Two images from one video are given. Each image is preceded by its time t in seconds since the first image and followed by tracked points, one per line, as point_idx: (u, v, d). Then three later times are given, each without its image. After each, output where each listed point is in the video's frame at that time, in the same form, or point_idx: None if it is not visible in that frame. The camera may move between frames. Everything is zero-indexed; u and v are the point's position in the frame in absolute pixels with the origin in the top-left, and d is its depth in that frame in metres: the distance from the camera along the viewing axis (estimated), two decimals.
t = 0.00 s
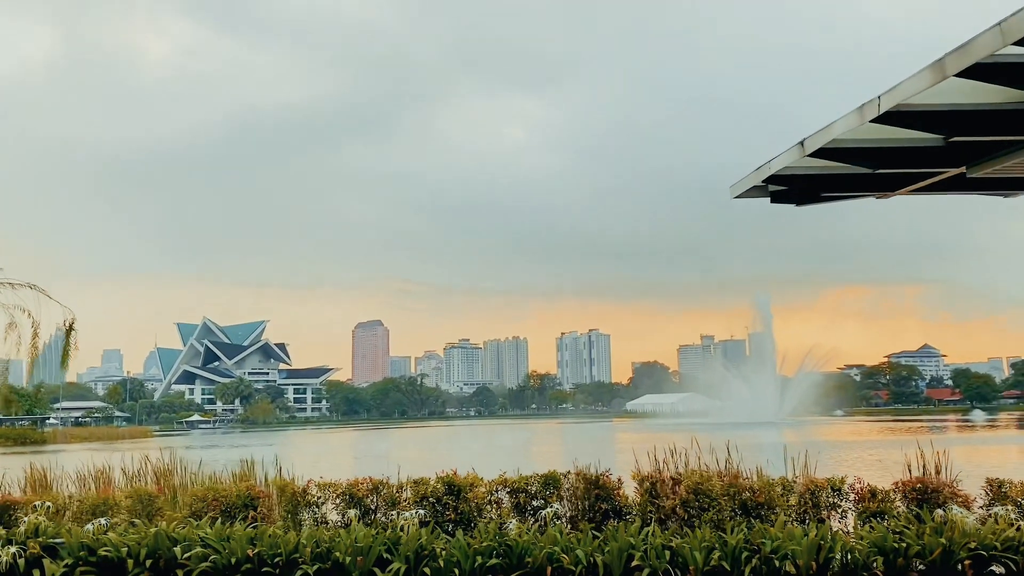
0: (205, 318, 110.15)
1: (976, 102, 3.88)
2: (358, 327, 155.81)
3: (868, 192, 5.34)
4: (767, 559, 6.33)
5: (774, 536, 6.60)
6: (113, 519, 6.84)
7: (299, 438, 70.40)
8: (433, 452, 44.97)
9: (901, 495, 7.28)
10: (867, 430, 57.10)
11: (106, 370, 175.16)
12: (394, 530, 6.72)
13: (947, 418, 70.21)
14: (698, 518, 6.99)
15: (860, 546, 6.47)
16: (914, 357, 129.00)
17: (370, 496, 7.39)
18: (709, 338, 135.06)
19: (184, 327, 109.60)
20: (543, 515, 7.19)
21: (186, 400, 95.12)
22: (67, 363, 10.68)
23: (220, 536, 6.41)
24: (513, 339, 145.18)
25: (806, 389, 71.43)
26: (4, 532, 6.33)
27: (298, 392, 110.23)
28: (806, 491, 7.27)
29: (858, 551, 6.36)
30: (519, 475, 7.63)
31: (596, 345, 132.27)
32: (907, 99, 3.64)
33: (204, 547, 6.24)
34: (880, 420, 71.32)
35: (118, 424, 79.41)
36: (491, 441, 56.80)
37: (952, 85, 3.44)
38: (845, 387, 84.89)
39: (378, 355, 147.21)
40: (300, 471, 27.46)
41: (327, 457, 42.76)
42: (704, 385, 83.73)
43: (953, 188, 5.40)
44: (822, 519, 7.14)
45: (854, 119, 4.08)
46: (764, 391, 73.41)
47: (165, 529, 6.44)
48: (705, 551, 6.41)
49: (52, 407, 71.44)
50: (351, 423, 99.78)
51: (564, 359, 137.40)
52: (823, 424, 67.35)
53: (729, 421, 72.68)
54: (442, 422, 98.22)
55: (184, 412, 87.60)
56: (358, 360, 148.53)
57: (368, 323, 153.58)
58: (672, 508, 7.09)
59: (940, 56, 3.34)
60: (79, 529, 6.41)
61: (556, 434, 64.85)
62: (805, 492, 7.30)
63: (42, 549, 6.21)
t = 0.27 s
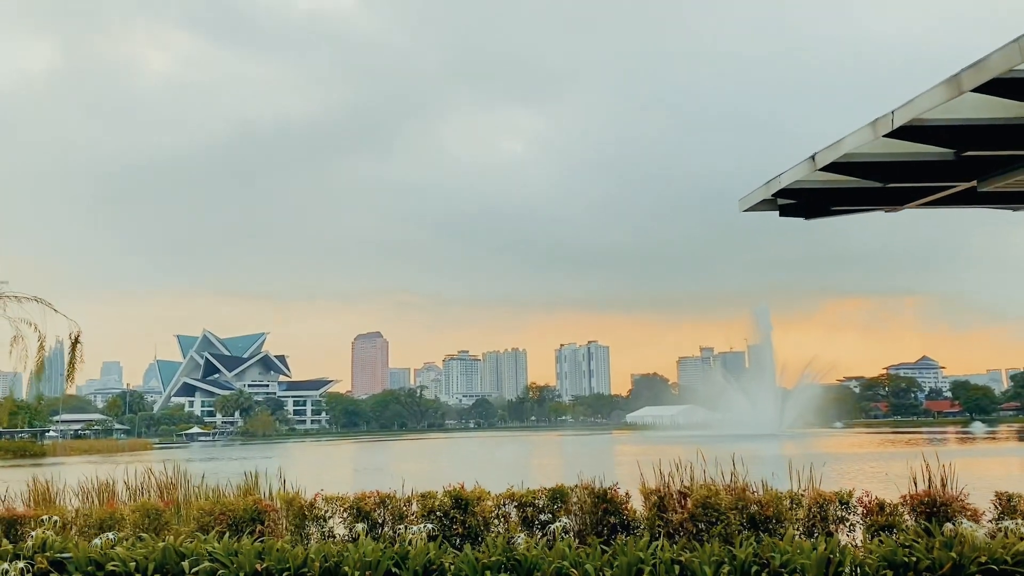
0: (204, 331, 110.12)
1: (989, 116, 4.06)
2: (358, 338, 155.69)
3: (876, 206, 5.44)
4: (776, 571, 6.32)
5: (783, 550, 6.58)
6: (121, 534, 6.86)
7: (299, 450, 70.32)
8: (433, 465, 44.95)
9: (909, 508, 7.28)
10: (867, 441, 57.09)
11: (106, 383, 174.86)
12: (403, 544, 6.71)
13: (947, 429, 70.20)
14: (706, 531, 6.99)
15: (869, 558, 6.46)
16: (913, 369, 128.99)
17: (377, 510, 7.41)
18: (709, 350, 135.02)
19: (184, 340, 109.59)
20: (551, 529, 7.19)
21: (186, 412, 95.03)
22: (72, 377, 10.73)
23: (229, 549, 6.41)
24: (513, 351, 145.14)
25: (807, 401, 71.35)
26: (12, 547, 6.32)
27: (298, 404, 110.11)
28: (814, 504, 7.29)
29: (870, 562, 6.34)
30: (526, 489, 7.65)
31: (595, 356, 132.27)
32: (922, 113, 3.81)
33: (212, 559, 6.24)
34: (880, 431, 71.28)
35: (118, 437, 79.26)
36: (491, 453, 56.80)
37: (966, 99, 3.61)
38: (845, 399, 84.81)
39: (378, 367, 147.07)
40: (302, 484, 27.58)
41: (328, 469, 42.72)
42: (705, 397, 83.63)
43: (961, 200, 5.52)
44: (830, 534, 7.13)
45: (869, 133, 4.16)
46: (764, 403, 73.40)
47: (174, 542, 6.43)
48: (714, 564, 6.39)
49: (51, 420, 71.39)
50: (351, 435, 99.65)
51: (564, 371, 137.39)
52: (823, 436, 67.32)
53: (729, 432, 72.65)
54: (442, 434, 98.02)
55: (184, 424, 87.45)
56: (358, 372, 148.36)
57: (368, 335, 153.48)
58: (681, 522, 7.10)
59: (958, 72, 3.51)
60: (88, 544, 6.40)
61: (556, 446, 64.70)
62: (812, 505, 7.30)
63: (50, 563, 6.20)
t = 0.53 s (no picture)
0: (206, 345, 110.06)
1: (1000, 132, 4.18)
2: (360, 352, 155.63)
3: (886, 222, 5.46)
4: None
5: (795, 565, 6.53)
6: (126, 551, 6.84)
7: (301, 464, 70.14)
8: (435, 480, 44.79)
9: (919, 525, 7.22)
10: (872, 456, 56.85)
11: (108, 396, 174.75)
12: (409, 560, 6.69)
13: (952, 444, 69.86)
14: (714, 547, 6.95)
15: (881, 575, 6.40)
16: (917, 383, 128.57)
17: (382, 526, 7.39)
18: (712, 364, 134.80)
19: (186, 353, 109.56)
20: (558, 546, 7.18)
21: (187, 426, 94.90)
22: (78, 393, 10.73)
23: (236, 565, 6.38)
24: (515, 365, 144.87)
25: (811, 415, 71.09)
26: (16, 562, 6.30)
27: (299, 419, 109.88)
28: (823, 520, 7.22)
29: None
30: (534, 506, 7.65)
31: (598, 370, 132.05)
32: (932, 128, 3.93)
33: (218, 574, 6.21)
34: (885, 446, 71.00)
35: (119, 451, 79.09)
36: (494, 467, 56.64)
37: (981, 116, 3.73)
38: (850, 413, 84.51)
39: (380, 381, 146.89)
40: (307, 499, 27.49)
41: (330, 483, 42.58)
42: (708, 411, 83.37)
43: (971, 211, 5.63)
44: (840, 550, 7.09)
45: (880, 148, 4.30)
46: (767, 417, 73.12)
47: (179, 558, 6.40)
48: None
49: (52, 434, 71.31)
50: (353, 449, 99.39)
51: (567, 385, 137.15)
52: (827, 450, 66.99)
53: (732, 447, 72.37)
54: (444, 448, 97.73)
55: (185, 438, 87.29)
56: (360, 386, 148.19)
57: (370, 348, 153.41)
58: (689, 538, 7.03)
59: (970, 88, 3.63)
60: (92, 559, 6.38)
61: (559, 461, 64.49)
62: (821, 521, 7.25)
63: None
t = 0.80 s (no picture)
0: (211, 359, 110.08)
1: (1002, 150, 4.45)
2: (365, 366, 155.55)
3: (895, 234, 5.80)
4: None
5: None
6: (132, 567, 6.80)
7: (305, 479, 69.98)
8: (439, 495, 44.62)
9: (931, 541, 7.13)
10: (879, 472, 56.54)
11: (113, 410, 174.80)
12: None
13: (960, 460, 69.49)
14: (724, 565, 6.88)
15: None
16: (924, 397, 128.11)
17: (388, 543, 7.34)
18: (717, 378, 134.41)
19: (190, 368, 109.59)
20: (566, 563, 7.14)
21: (191, 440, 94.79)
22: (82, 408, 10.72)
23: None
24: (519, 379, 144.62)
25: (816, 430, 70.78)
26: None
27: (303, 433, 109.74)
28: (834, 537, 7.14)
29: None
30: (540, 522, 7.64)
31: (603, 385, 131.78)
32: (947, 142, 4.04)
33: None
34: (891, 461, 70.66)
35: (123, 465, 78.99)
36: (498, 483, 56.49)
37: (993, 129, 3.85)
38: (856, 428, 84.13)
39: (384, 395, 146.74)
40: (314, 514, 27.40)
41: (335, 498, 42.48)
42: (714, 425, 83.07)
43: (975, 222, 5.75)
44: (852, 568, 7.02)
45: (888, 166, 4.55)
46: (773, 432, 72.78)
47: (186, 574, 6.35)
48: None
49: (56, 448, 71.30)
50: (357, 464, 99.12)
51: (571, 400, 136.87)
52: (834, 466, 66.68)
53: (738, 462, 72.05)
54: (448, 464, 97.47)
55: (189, 453, 87.18)
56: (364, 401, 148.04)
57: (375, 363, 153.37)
58: (699, 555, 6.93)
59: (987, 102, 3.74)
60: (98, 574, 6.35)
61: (564, 476, 64.22)
62: (831, 538, 7.17)
63: None
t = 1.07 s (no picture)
0: (216, 371, 110.18)
1: (1006, 157, 4.69)
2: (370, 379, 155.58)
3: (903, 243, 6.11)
4: None
5: None
6: None
7: (310, 492, 69.98)
8: (443, 507, 44.54)
9: (942, 555, 7.10)
10: (885, 484, 56.37)
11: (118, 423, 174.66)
12: None
13: (967, 472, 69.28)
14: None
15: None
16: (931, 409, 127.69)
17: (397, 555, 7.54)
18: (723, 390, 134.11)
19: (196, 379, 109.75)
20: None
21: (196, 452, 94.84)
22: (88, 419, 10.73)
23: None
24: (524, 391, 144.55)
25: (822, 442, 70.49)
26: None
27: (308, 445, 109.72)
28: (841, 548, 7.14)
29: None
30: (541, 535, 7.75)
31: (608, 397, 131.55)
32: (954, 153, 4.32)
33: None
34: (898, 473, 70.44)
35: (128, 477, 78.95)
36: (503, 495, 56.40)
37: (998, 138, 4.12)
38: (863, 440, 83.78)
39: (389, 408, 146.70)
40: (320, 526, 27.32)
41: (339, 511, 42.38)
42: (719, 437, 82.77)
43: (977, 231, 5.92)
44: None
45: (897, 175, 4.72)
46: (779, 443, 72.46)
47: None
48: None
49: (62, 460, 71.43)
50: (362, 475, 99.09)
51: (577, 412, 136.74)
52: (840, 477, 66.51)
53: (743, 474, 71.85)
54: (452, 476, 97.34)
55: (194, 465, 87.11)
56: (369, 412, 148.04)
57: (380, 375, 153.38)
58: (703, 568, 7.04)
59: (995, 112, 4.02)
60: None
61: (569, 488, 63.94)
62: (839, 550, 7.17)
63: None
